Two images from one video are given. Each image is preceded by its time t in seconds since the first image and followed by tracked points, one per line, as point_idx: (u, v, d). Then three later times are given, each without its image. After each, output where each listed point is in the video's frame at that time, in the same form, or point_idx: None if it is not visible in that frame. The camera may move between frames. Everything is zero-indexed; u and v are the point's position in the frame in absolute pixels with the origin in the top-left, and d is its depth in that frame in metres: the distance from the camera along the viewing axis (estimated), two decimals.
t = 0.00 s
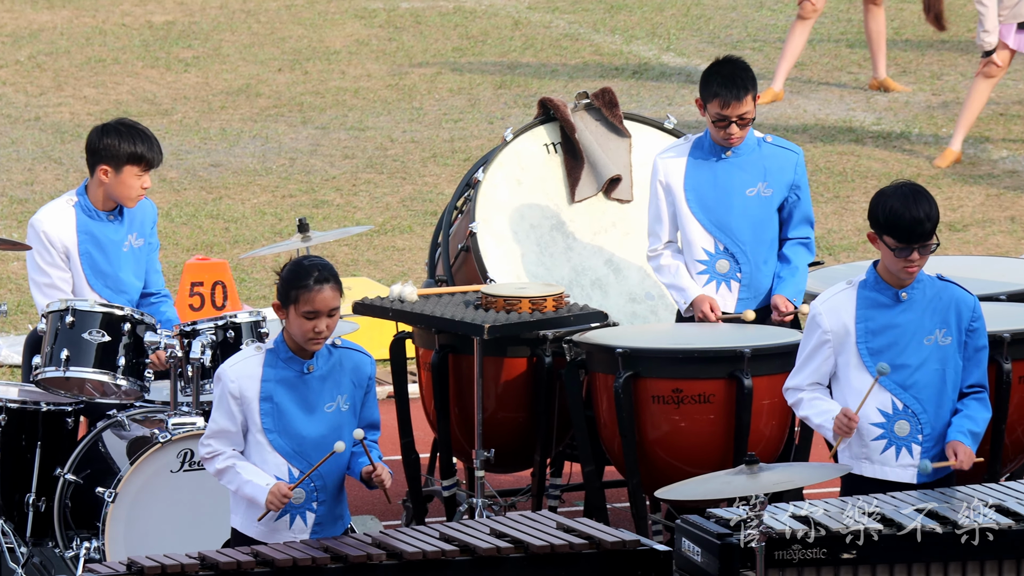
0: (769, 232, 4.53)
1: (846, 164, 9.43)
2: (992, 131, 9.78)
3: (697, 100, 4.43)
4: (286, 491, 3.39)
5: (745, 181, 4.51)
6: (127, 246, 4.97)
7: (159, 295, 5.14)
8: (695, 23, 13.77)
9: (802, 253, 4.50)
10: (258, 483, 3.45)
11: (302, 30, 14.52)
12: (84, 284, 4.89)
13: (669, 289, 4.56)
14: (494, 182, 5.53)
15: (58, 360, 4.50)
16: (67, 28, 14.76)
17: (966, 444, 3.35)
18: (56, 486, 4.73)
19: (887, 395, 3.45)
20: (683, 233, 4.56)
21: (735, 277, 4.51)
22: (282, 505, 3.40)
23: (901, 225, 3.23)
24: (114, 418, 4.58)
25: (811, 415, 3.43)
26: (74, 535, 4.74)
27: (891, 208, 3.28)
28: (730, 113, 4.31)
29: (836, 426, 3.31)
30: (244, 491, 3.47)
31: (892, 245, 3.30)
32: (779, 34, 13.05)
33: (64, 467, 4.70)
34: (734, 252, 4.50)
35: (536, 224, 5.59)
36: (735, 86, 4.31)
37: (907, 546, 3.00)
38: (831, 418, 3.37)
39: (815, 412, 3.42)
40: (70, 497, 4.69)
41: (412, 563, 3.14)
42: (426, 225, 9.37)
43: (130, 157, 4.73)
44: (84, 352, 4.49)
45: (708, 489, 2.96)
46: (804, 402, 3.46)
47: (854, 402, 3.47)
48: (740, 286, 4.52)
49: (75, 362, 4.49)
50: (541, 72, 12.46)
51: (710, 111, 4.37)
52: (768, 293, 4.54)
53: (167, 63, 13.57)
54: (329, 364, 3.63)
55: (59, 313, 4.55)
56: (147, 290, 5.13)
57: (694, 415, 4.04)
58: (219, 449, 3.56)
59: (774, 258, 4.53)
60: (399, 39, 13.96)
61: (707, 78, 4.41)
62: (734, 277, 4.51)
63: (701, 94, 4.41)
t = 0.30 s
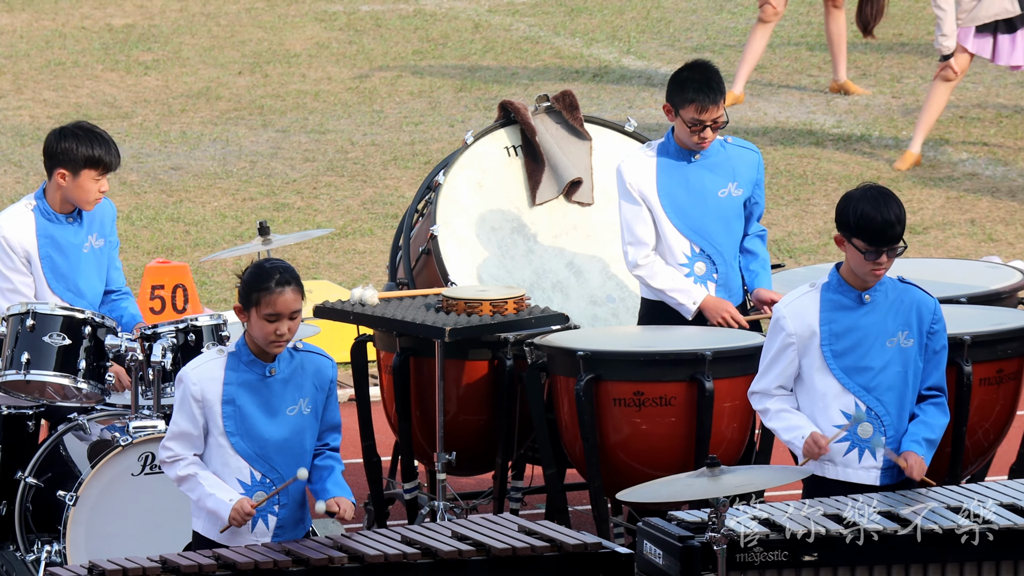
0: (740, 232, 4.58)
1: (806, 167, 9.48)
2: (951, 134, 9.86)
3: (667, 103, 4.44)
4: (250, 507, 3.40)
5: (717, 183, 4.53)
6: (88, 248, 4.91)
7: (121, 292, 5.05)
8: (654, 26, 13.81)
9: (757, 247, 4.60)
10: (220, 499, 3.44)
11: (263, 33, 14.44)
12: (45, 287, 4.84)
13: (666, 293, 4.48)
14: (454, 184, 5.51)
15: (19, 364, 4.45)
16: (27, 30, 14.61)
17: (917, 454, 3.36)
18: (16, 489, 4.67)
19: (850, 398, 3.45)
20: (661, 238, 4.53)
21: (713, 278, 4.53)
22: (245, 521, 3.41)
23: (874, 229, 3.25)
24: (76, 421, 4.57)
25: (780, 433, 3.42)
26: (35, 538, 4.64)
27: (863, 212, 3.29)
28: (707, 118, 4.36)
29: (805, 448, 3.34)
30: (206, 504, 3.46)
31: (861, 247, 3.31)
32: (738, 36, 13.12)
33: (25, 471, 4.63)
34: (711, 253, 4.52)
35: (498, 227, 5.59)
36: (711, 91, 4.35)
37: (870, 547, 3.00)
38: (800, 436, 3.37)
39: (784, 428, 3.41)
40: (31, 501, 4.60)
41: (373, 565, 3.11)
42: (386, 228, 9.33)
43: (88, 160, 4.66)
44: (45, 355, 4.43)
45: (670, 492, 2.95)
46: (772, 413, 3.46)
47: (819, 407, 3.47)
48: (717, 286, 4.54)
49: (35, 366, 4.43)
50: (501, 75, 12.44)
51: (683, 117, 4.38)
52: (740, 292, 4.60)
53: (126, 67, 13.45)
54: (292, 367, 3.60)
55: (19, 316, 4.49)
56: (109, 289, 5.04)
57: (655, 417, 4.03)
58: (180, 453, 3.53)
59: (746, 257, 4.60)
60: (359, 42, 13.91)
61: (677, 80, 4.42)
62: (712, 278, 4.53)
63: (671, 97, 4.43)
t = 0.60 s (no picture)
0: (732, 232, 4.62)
1: (793, 169, 9.50)
2: (938, 136, 9.89)
3: (669, 108, 4.42)
4: (256, 529, 3.37)
5: (711, 185, 4.54)
6: (73, 248, 4.90)
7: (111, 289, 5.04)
8: (642, 29, 13.83)
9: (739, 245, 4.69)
10: (224, 513, 3.40)
11: (250, 35, 14.42)
12: (30, 289, 4.82)
13: (665, 293, 4.45)
14: (441, 187, 5.50)
15: (5, 367, 4.41)
16: (14, 33, 14.56)
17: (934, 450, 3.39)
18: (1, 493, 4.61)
19: (845, 401, 3.45)
20: (658, 241, 4.52)
21: (709, 279, 4.55)
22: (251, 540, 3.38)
23: (864, 231, 3.25)
24: (64, 424, 4.52)
25: (778, 453, 3.40)
26: (22, 540, 4.54)
27: (852, 214, 3.29)
28: (715, 123, 4.37)
29: (804, 474, 3.31)
30: (208, 515, 3.43)
31: (852, 250, 3.32)
32: (724, 39, 13.14)
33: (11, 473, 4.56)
34: (707, 255, 4.54)
35: (486, 229, 5.58)
36: (716, 97, 4.36)
37: (858, 549, 3.01)
38: (799, 463, 3.34)
39: (784, 452, 3.38)
40: (18, 503, 4.51)
41: (361, 567, 3.10)
42: (373, 230, 9.31)
43: (72, 166, 4.63)
44: (32, 357, 4.42)
45: (658, 494, 2.94)
46: (768, 430, 3.45)
47: (814, 411, 3.46)
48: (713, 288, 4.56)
49: (23, 368, 4.41)
50: (488, 78, 12.43)
51: (689, 123, 4.38)
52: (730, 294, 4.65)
53: (114, 69, 13.41)
54: (281, 369, 3.60)
55: (5, 319, 4.46)
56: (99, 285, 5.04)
57: (643, 419, 4.03)
58: (179, 462, 3.49)
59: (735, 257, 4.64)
60: (346, 44, 13.89)
61: (680, 85, 4.41)
62: (708, 279, 4.55)
63: (674, 102, 4.40)
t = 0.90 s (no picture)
0: (733, 237, 4.60)
1: (788, 171, 9.50)
2: (934, 138, 9.90)
3: (684, 112, 4.41)
4: (249, 493, 3.34)
5: (709, 189, 4.54)
6: (67, 251, 4.88)
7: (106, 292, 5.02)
8: (638, 30, 13.83)
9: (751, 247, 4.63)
10: (216, 488, 3.41)
11: (245, 37, 14.40)
12: (26, 291, 4.82)
13: (654, 299, 4.45)
14: (437, 188, 5.52)
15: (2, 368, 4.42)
16: (9, 34, 14.54)
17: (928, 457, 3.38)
18: None
19: (838, 402, 3.45)
20: (656, 245, 4.52)
21: (706, 284, 4.54)
22: (244, 507, 3.36)
23: (856, 234, 3.25)
24: (60, 425, 4.53)
25: (767, 427, 3.37)
26: (18, 542, 4.57)
27: (846, 217, 3.29)
28: (730, 126, 4.41)
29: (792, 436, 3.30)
30: (203, 496, 3.43)
31: (844, 253, 3.32)
32: (720, 40, 13.15)
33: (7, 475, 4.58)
34: (706, 260, 4.53)
35: (481, 231, 5.58)
36: (731, 98, 4.41)
37: (854, 550, 3.00)
38: (788, 426, 3.33)
39: (771, 423, 3.37)
40: (14, 504, 4.54)
41: (356, 569, 3.10)
42: (369, 232, 9.31)
43: (63, 168, 4.61)
44: (27, 359, 4.42)
45: (653, 496, 2.94)
46: (757, 411, 3.42)
47: (808, 410, 3.46)
48: (710, 292, 4.56)
49: (18, 370, 4.42)
50: (483, 79, 12.42)
51: (709, 126, 4.39)
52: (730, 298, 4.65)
53: (109, 70, 13.39)
54: (278, 371, 3.59)
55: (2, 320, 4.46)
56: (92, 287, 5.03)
57: (638, 421, 4.02)
58: (173, 458, 3.50)
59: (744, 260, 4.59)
60: (342, 46, 13.88)
61: (691, 90, 4.41)
62: (706, 284, 4.54)
63: (689, 106, 4.40)
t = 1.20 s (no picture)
0: (713, 241, 4.59)
1: (769, 173, 9.51)
2: (914, 140, 9.94)
3: (678, 115, 4.39)
4: (213, 530, 3.38)
5: (692, 192, 4.54)
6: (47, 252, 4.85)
7: (87, 294, 5.00)
8: (618, 32, 13.84)
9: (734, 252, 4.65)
10: (182, 511, 3.43)
11: (226, 40, 14.35)
12: (6, 293, 4.78)
13: (624, 301, 4.44)
14: (418, 191, 5.50)
15: None
16: None
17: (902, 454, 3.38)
18: None
19: (817, 404, 3.45)
20: (635, 247, 4.51)
21: (685, 287, 4.55)
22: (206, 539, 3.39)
23: (841, 237, 3.25)
24: (39, 429, 4.51)
25: (739, 454, 3.39)
26: None
27: (829, 219, 3.29)
28: (722, 127, 4.42)
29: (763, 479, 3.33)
30: (168, 512, 3.45)
31: (826, 255, 3.32)
32: (701, 43, 13.17)
33: None
34: (685, 263, 4.53)
35: (461, 233, 5.56)
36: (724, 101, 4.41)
37: (835, 552, 3.00)
38: (758, 463, 3.35)
39: (744, 454, 3.38)
40: None
41: (337, 571, 3.08)
42: (350, 234, 9.28)
43: (43, 170, 4.58)
44: (7, 362, 4.39)
45: (632, 498, 2.93)
46: (731, 429, 3.42)
47: (784, 414, 3.46)
48: (689, 296, 4.56)
49: None
50: (465, 81, 12.41)
51: (702, 129, 4.39)
52: (710, 302, 4.65)
53: (90, 73, 13.33)
54: (262, 373, 3.62)
55: None
56: (71, 290, 5.00)
57: (619, 423, 4.02)
58: (148, 458, 3.51)
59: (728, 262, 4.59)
60: (323, 48, 13.84)
61: (683, 93, 4.39)
62: (684, 287, 4.55)
63: (683, 109, 4.38)
